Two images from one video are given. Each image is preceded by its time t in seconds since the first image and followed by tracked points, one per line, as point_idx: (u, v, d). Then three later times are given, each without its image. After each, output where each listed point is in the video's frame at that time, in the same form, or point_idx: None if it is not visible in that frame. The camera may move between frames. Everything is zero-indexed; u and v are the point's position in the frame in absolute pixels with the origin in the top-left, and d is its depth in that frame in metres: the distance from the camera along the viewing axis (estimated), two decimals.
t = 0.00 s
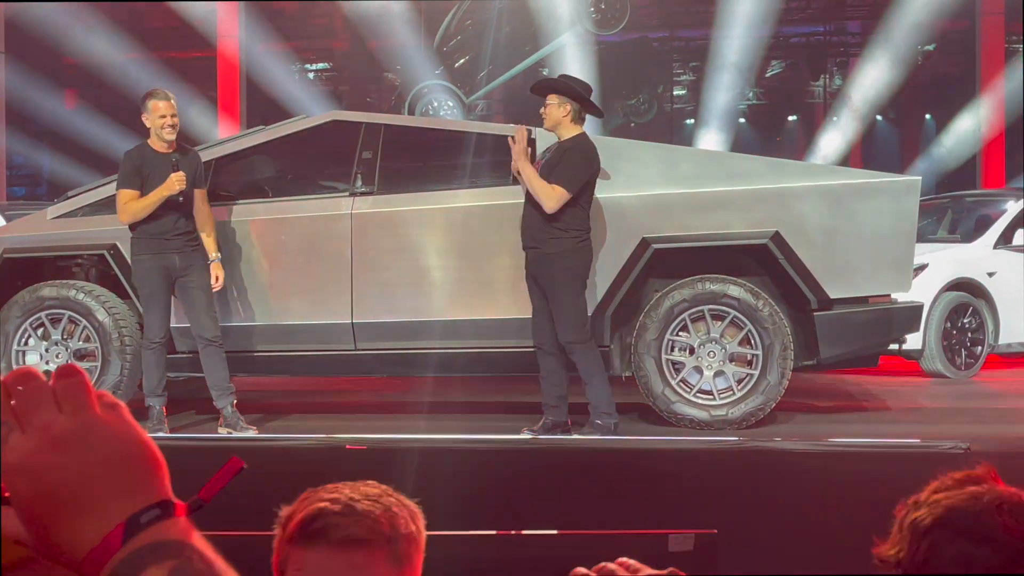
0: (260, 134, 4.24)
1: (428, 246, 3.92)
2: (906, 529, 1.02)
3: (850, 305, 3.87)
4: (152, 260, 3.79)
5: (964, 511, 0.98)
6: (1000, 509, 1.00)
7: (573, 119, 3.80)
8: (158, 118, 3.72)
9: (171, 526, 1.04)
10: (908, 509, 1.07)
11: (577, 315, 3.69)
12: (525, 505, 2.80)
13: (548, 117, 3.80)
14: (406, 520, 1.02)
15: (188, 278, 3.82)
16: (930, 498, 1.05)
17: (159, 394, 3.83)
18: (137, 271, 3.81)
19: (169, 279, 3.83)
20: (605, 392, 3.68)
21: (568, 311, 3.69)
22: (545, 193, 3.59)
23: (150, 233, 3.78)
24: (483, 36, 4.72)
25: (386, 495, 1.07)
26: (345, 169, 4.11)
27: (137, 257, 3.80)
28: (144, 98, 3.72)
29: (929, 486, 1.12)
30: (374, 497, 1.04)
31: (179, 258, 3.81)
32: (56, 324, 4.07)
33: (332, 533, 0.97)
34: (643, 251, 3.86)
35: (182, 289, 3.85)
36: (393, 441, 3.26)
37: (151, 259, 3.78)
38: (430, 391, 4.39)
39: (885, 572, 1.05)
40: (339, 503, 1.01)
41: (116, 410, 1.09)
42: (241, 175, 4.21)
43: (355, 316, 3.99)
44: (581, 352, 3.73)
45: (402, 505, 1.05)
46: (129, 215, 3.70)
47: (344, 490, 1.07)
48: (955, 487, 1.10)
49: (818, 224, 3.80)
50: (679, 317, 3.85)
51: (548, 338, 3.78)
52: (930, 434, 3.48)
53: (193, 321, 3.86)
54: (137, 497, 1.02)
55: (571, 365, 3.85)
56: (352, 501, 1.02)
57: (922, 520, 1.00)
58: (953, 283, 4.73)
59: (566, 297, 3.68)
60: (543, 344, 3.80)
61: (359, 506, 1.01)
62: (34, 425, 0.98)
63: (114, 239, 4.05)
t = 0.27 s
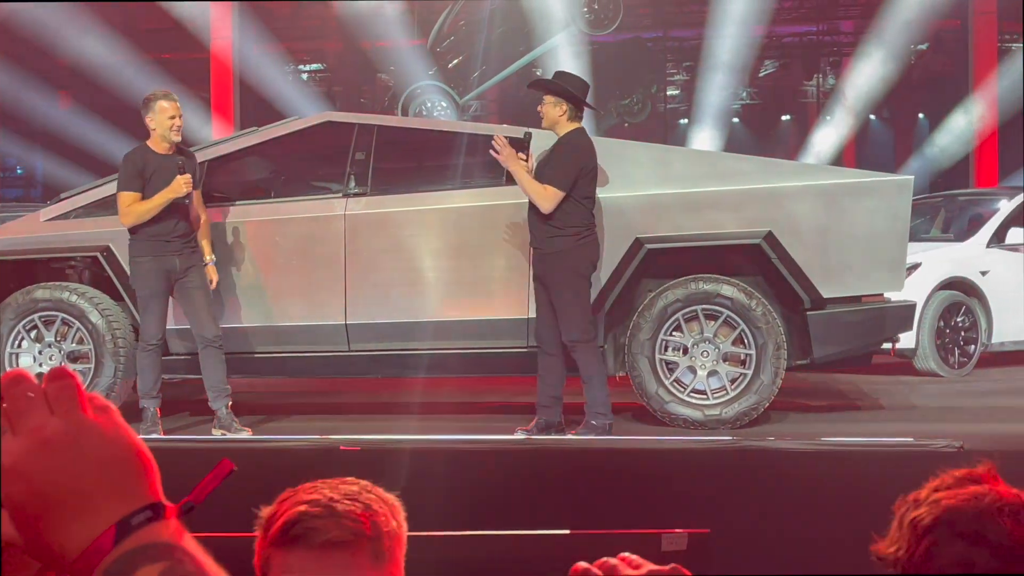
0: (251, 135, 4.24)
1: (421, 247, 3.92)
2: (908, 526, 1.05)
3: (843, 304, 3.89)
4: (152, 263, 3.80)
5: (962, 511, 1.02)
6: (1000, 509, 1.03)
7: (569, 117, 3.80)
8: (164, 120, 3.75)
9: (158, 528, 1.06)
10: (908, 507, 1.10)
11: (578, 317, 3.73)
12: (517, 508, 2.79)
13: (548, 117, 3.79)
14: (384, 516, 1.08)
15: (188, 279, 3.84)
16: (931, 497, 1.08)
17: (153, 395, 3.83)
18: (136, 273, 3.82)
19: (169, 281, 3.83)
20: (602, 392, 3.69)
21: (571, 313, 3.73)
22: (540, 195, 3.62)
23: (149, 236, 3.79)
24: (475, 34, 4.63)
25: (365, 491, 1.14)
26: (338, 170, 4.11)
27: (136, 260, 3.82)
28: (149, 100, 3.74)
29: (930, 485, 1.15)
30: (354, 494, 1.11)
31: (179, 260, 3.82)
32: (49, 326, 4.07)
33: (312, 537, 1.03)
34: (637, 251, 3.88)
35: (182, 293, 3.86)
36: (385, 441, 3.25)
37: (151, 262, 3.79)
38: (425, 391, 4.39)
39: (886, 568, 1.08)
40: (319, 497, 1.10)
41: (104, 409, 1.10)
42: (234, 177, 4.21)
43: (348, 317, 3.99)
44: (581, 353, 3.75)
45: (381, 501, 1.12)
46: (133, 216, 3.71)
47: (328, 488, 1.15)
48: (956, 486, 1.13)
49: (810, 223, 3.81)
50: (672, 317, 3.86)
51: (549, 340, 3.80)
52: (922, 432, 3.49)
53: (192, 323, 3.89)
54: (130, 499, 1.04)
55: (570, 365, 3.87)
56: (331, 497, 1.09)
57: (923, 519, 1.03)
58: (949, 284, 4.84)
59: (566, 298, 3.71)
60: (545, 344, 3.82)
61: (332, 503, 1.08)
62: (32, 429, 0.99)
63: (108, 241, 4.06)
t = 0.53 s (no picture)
0: (242, 138, 4.20)
1: (413, 249, 3.93)
2: (895, 527, 1.05)
3: (835, 303, 3.89)
4: (155, 267, 3.80)
5: (948, 511, 1.01)
6: (987, 509, 1.03)
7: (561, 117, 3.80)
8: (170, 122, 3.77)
9: (140, 543, 1.01)
10: (896, 508, 1.10)
11: (576, 320, 3.72)
12: (508, 510, 2.79)
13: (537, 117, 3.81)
14: (369, 521, 1.10)
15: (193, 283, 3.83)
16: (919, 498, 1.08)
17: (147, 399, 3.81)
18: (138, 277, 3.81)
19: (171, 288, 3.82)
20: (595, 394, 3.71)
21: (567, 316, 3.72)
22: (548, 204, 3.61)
23: (153, 240, 3.79)
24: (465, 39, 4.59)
25: (347, 495, 1.15)
26: (330, 172, 4.11)
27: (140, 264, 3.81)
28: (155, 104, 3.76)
29: (920, 484, 1.15)
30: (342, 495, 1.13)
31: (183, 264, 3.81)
32: (41, 330, 4.06)
33: (301, 543, 1.05)
34: (628, 251, 3.88)
35: (187, 297, 3.86)
36: (377, 443, 3.25)
37: (155, 267, 3.79)
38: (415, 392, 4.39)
39: (873, 570, 1.08)
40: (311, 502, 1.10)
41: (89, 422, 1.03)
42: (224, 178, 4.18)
43: (340, 319, 3.99)
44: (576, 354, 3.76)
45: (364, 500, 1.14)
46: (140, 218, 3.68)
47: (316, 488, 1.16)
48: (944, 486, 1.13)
49: (801, 223, 3.82)
50: (664, 317, 3.86)
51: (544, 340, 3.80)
52: (914, 431, 3.50)
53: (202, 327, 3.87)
54: (113, 512, 0.99)
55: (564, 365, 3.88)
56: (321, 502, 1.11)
57: (911, 520, 1.03)
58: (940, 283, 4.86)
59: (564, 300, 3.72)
60: (543, 344, 3.84)
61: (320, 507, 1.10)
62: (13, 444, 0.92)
63: (98, 243, 4.09)
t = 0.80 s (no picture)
0: (231, 139, 4.20)
1: (403, 250, 3.93)
2: (876, 524, 1.06)
3: (824, 301, 3.89)
4: (168, 270, 3.81)
5: (929, 507, 1.03)
6: (966, 505, 1.05)
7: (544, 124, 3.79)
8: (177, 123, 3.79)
9: (111, 548, 1.09)
10: (878, 504, 1.11)
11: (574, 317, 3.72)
12: (497, 509, 2.80)
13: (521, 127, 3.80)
14: (340, 534, 1.14)
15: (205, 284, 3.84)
16: (900, 495, 1.09)
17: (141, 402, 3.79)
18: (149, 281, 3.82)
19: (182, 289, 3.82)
20: (586, 394, 3.70)
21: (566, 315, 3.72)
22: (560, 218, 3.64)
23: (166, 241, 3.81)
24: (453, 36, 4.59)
25: (321, 510, 1.18)
26: (318, 174, 4.11)
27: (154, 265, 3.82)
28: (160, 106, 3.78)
29: (901, 481, 1.16)
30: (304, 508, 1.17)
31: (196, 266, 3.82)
32: (29, 333, 4.06)
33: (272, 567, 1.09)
34: (616, 251, 3.87)
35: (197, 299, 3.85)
36: (366, 443, 3.26)
37: (170, 271, 3.80)
38: (402, 393, 4.40)
39: (855, 567, 1.09)
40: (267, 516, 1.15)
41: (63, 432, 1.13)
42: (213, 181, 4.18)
43: (329, 321, 3.99)
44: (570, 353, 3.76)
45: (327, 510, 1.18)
46: (151, 219, 3.71)
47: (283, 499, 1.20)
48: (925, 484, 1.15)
49: (789, 221, 3.83)
50: (652, 317, 3.87)
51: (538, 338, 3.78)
52: (902, 428, 3.52)
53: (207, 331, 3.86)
54: (79, 522, 1.07)
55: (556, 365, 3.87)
56: (290, 521, 1.14)
57: (892, 516, 1.05)
58: (927, 279, 4.77)
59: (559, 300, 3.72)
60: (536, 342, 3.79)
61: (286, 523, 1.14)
62: None
63: (87, 246, 4.07)
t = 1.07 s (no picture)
0: (219, 139, 4.20)
1: (392, 249, 3.93)
2: (862, 520, 1.05)
3: (810, 298, 3.91)
4: (176, 264, 3.81)
5: (914, 500, 1.01)
6: (953, 496, 1.03)
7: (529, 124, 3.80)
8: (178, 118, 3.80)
9: (65, 558, 0.90)
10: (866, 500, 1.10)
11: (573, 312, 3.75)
12: (484, 508, 2.81)
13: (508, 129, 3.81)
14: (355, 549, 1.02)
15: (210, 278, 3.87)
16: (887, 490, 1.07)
17: (143, 392, 3.78)
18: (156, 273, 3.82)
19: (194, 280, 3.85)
20: (580, 390, 3.72)
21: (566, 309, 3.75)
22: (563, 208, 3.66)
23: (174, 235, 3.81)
24: (444, 34, 4.62)
25: (321, 516, 1.05)
26: (307, 173, 4.11)
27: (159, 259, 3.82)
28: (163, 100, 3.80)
29: (889, 479, 1.15)
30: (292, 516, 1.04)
31: (204, 260, 3.86)
32: (18, 334, 4.06)
33: None
34: (605, 250, 3.88)
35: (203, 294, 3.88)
36: (356, 442, 3.26)
37: (180, 263, 3.80)
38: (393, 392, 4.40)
39: (841, 561, 1.08)
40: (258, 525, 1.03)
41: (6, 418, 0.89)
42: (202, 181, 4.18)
43: (319, 320, 3.99)
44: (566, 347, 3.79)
45: (318, 516, 1.06)
46: (155, 212, 3.72)
47: (259, 501, 1.07)
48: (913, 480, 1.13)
49: (777, 218, 3.84)
50: (642, 314, 3.88)
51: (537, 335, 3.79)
52: (890, 424, 3.53)
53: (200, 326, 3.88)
54: (38, 527, 0.87)
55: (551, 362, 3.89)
56: (297, 535, 1.02)
57: (877, 512, 1.02)
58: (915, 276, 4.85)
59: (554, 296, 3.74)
60: (532, 337, 3.82)
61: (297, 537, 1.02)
62: None
63: (76, 247, 4.06)
